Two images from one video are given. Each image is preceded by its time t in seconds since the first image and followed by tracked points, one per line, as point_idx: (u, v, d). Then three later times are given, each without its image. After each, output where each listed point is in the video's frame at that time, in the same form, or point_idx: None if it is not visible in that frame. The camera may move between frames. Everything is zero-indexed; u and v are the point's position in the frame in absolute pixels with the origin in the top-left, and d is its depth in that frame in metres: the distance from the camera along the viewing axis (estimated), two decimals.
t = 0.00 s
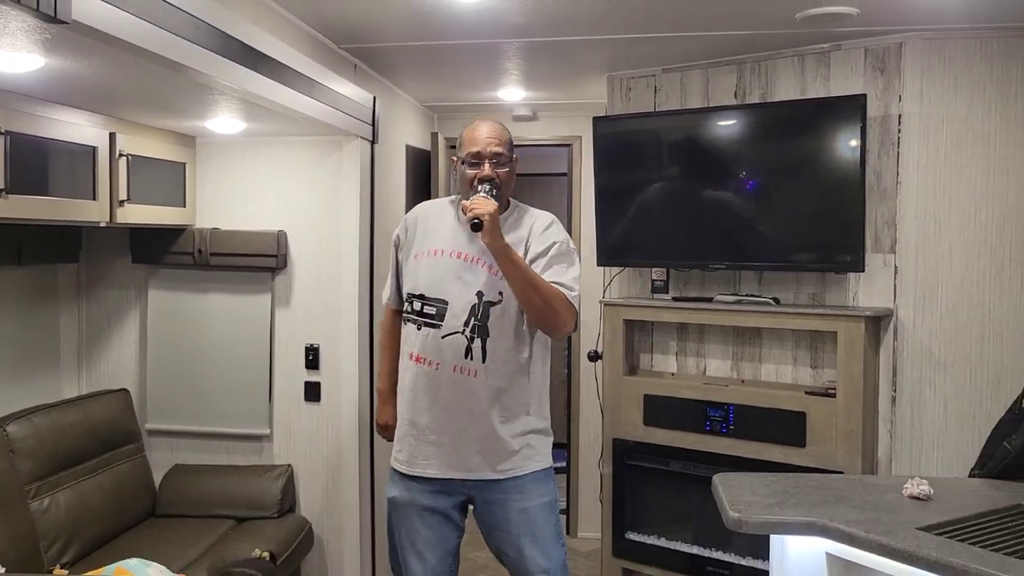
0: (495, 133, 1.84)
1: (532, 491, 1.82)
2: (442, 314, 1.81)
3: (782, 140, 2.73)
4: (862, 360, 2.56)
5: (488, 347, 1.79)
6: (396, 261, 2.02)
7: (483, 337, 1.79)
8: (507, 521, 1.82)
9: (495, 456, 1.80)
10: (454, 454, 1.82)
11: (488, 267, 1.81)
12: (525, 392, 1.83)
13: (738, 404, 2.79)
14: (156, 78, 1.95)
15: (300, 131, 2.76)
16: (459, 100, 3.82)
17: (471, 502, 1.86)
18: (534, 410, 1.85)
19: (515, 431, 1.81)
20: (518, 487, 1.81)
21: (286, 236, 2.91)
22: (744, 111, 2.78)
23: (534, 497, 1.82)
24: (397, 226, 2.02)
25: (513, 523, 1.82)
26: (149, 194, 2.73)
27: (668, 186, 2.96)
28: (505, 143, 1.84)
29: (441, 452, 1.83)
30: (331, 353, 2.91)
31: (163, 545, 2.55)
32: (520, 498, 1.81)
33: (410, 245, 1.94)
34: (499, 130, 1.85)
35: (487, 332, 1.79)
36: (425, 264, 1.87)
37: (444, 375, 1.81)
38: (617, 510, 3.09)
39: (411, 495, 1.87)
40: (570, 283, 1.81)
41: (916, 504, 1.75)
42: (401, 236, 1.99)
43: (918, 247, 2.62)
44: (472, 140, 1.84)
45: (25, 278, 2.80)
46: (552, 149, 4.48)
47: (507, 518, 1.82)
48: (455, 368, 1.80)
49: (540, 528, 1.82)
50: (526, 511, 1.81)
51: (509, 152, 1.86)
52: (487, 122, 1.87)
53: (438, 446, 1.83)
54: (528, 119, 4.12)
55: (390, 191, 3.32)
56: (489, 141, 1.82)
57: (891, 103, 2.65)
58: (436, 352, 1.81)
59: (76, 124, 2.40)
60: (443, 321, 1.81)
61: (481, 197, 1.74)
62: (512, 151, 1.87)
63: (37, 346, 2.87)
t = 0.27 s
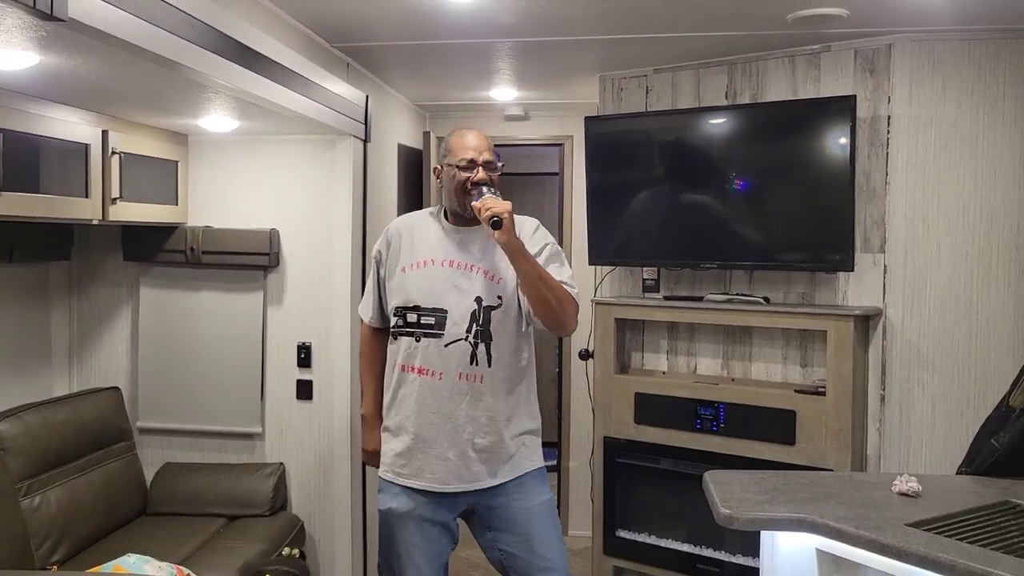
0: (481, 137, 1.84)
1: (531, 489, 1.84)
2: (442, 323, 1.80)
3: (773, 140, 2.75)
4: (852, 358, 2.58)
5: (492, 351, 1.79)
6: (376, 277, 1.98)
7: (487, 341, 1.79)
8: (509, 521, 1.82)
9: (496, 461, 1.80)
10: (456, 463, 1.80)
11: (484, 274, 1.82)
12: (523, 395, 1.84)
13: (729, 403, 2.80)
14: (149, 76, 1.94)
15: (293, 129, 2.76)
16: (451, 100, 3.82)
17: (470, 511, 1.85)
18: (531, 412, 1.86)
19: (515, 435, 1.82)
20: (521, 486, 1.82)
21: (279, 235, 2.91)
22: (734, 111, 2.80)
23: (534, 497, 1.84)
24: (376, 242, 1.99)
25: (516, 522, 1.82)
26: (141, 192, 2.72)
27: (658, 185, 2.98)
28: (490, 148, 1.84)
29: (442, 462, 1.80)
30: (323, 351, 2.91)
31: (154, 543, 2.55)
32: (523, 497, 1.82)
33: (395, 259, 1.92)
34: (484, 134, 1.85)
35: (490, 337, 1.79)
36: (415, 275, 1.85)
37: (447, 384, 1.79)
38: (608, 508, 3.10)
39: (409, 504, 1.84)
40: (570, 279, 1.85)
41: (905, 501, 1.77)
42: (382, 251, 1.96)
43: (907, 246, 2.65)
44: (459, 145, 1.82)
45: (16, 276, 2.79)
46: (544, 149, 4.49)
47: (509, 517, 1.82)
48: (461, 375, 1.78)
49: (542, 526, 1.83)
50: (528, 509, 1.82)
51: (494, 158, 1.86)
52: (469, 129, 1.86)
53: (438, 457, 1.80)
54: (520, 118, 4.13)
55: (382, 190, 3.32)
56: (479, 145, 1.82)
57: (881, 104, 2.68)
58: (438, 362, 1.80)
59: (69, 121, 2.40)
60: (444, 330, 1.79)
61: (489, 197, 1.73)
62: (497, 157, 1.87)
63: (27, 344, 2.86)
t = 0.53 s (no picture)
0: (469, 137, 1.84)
1: (536, 488, 1.86)
2: (448, 328, 1.78)
3: (768, 141, 2.75)
4: (845, 358, 2.59)
5: (499, 352, 1.79)
6: (366, 287, 1.93)
7: (494, 342, 1.79)
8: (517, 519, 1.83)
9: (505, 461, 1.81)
10: (465, 466, 1.79)
11: (484, 276, 1.81)
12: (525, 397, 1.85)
13: (723, 402, 2.81)
14: (145, 73, 1.94)
15: (287, 127, 2.75)
16: (447, 98, 3.82)
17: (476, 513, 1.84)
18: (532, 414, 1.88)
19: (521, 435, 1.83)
20: (527, 484, 1.84)
21: (273, 233, 2.90)
22: (729, 111, 2.81)
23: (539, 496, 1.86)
24: (363, 251, 1.94)
25: (524, 520, 1.83)
26: (135, 189, 2.71)
27: (653, 185, 2.98)
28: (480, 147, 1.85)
29: (452, 465, 1.79)
30: (317, 350, 2.91)
31: (148, 541, 2.54)
32: (531, 495, 1.84)
33: (389, 268, 1.88)
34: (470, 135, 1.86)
35: (495, 338, 1.79)
36: (414, 282, 1.83)
37: (455, 388, 1.78)
38: (603, 507, 3.11)
39: (415, 513, 1.81)
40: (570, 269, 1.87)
41: (898, 500, 1.78)
42: (372, 259, 1.91)
43: (900, 247, 2.66)
44: (451, 147, 1.81)
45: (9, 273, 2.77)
46: (539, 148, 4.49)
47: (518, 516, 1.83)
48: (469, 378, 1.78)
49: (549, 523, 1.85)
50: (535, 506, 1.84)
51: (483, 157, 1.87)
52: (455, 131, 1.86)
53: (448, 459, 1.79)
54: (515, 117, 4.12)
55: (377, 188, 3.31)
56: (470, 145, 1.82)
57: (875, 105, 2.69)
58: (445, 366, 1.78)
59: (62, 118, 2.39)
60: (450, 334, 1.78)
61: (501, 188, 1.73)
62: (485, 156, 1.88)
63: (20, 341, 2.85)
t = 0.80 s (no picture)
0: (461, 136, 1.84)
1: (540, 491, 1.85)
2: (454, 332, 1.77)
3: (764, 143, 2.75)
4: (840, 360, 2.60)
5: (506, 354, 1.80)
6: (365, 296, 1.87)
7: (500, 345, 1.79)
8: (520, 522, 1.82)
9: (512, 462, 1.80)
10: (472, 468, 1.78)
11: (488, 279, 1.81)
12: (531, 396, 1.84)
13: (717, 404, 2.81)
14: (140, 72, 1.93)
15: (283, 127, 2.74)
16: (442, 99, 3.81)
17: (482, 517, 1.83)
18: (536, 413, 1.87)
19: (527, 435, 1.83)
20: (531, 488, 1.83)
21: (268, 233, 2.89)
22: (724, 114, 2.81)
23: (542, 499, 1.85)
24: (358, 259, 1.88)
25: (528, 523, 1.82)
26: (129, 188, 2.70)
27: (649, 186, 2.98)
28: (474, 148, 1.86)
29: (459, 468, 1.78)
30: (312, 351, 2.90)
31: (140, 542, 2.53)
32: (535, 497, 1.84)
33: (388, 274, 1.84)
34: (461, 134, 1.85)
35: (502, 341, 1.79)
36: (417, 288, 1.80)
37: (463, 392, 1.78)
38: (597, 509, 3.10)
39: (421, 520, 1.79)
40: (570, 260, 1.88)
41: (893, 503, 1.78)
42: (370, 267, 1.85)
43: (895, 250, 2.66)
44: (446, 149, 1.81)
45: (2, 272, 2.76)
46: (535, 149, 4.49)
47: (522, 518, 1.82)
48: (477, 381, 1.77)
49: (552, 526, 1.84)
50: (538, 509, 1.83)
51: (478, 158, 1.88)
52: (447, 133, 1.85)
53: (455, 463, 1.78)
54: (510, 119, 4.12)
55: (372, 189, 3.30)
56: (464, 144, 1.82)
57: (870, 107, 2.70)
58: (453, 370, 1.77)
59: (56, 117, 2.37)
60: (458, 338, 1.77)
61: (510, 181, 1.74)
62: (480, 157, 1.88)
63: (13, 341, 2.83)
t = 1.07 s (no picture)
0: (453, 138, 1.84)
1: (543, 493, 1.82)
2: (460, 336, 1.74)
3: (760, 145, 2.75)
4: (835, 362, 2.60)
5: (510, 355, 1.78)
6: (364, 302, 1.83)
7: (505, 347, 1.77)
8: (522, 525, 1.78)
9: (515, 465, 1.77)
10: (477, 471, 1.74)
11: (491, 281, 1.79)
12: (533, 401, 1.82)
13: (712, 406, 2.81)
14: (134, 71, 1.92)
15: (277, 128, 2.74)
16: (438, 100, 3.81)
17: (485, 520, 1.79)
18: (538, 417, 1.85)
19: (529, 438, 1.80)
20: (533, 490, 1.80)
21: (262, 234, 2.88)
22: (719, 115, 2.82)
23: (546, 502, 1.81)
24: (356, 265, 1.85)
25: (531, 525, 1.78)
26: (123, 189, 2.69)
27: (645, 188, 2.98)
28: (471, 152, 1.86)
29: (464, 472, 1.74)
30: (306, 352, 2.89)
31: (133, 544, 2.52)
32: (538, 499, 1.80)
33: (389, 279, 1.81)
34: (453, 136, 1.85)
35: (506, 343, 1.77)
36: (419, 292, 1.77)
37: (470, 395, 1.74)
38: (592, 511, 3.10)
39: (426, 527, 1.75)
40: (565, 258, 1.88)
41: (888, 505, 1.78)
42: (369, 273, 1.83)
43: (890, 252, 2.66)
44: (441, 151, 1.80)
45: None
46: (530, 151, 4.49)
47: (525, 521, 1.78)
48: (484, 384, 1.74)
49: (556, 530, 1.80)
50: (541, 512, 1.80)
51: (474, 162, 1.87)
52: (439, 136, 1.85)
53: (460, 467, 1.74)
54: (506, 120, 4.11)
55: (367, 190, 3.30)
56: (459, 144, 1.81)
57: (866, 109, 2.70)
58: (459, 374, 1.74)
59: (49, 116, 2.36)
60: (464, 341, 1.74)
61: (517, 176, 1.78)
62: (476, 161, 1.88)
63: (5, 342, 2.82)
